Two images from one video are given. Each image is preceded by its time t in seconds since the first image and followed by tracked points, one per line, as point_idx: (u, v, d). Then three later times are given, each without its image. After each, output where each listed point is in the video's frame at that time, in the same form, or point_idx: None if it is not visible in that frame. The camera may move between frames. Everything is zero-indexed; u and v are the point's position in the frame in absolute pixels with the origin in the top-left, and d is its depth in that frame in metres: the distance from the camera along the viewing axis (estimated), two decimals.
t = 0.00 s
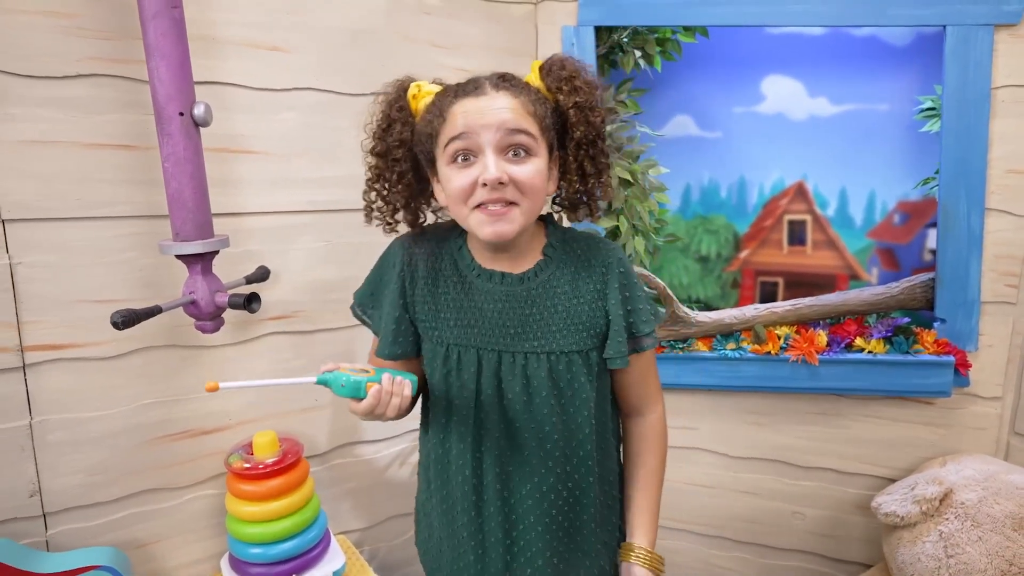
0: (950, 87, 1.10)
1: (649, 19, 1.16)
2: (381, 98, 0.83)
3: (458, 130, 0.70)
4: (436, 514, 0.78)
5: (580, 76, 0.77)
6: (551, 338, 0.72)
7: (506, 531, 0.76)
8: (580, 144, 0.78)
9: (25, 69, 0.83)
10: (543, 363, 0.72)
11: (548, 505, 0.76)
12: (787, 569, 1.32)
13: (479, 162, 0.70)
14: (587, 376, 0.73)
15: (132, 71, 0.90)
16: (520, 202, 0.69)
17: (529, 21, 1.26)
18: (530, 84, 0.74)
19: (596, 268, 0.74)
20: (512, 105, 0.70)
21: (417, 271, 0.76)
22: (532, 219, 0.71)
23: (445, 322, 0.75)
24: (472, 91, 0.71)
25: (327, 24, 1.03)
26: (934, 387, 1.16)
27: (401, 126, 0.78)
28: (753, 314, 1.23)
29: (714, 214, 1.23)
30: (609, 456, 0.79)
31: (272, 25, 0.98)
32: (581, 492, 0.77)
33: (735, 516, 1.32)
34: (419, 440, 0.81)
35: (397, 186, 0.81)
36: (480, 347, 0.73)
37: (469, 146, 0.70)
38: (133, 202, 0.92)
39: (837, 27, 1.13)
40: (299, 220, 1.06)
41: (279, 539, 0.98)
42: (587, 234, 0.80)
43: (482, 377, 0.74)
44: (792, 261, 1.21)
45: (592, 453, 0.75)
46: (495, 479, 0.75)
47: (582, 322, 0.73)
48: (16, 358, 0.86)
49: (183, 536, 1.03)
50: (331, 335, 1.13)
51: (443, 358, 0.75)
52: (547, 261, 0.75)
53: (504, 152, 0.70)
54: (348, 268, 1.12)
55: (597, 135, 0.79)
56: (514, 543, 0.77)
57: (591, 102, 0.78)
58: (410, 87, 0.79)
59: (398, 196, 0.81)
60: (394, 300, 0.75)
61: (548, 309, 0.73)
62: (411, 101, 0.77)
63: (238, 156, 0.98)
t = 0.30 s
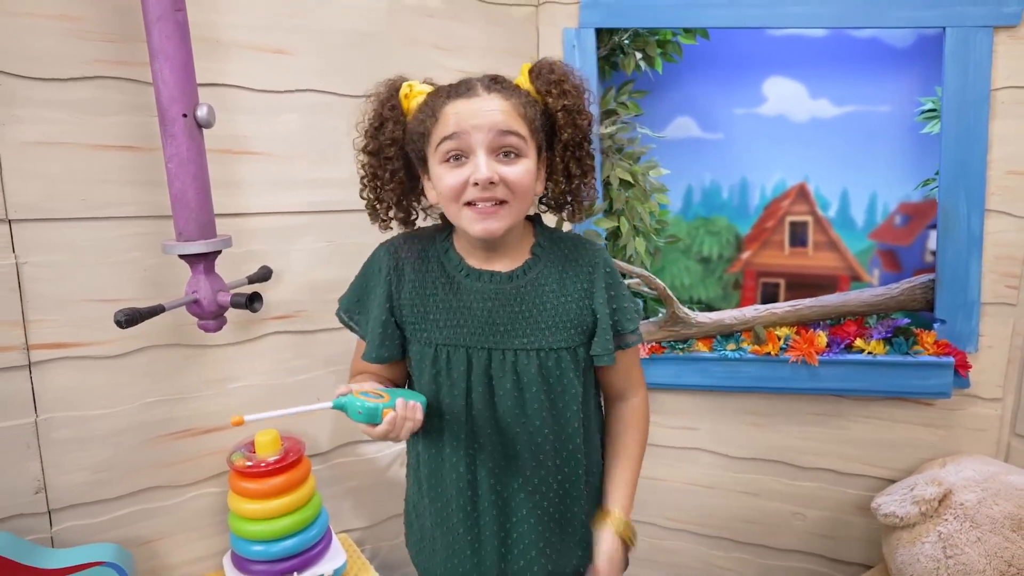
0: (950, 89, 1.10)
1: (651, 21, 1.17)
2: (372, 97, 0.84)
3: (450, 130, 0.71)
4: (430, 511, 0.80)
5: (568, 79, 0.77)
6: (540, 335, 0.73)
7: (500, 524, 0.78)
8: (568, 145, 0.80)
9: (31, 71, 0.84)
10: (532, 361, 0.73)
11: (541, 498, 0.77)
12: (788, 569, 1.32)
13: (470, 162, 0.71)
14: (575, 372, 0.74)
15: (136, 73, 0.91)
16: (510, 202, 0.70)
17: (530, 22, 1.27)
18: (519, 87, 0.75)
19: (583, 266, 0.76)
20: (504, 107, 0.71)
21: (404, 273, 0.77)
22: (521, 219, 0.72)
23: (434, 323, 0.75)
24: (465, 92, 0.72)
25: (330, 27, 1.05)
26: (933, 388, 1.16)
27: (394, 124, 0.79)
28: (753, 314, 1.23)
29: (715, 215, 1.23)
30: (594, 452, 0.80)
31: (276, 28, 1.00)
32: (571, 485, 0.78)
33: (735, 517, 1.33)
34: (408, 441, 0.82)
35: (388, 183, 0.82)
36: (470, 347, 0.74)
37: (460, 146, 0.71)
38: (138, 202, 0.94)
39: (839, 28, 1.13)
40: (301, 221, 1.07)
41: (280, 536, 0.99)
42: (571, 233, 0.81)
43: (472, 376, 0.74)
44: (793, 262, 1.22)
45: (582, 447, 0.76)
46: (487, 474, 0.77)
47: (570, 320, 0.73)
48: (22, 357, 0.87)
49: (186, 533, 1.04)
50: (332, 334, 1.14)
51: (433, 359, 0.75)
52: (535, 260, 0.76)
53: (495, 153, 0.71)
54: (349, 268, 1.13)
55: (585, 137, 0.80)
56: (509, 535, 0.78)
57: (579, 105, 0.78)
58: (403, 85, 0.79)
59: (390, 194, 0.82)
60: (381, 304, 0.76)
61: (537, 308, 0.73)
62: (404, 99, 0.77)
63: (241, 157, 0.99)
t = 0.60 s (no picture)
0: (954, 91, 1.10)
1: (656, 24, 1.18)
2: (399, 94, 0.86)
3: (471, 134, 0.73)
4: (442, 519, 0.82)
5: (596, 97, 0.80)
6: (549, 346, 0.76)
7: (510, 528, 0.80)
8: (590, 162, 0.82)
9: (44, 75, 0.86)
10: (542, 370, 0.76)
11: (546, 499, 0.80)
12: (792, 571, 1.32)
13: (487, 167, 0.72)
14: (582, 378, 0.78)
15: (147, 76, 0.93)
16: (522, 211, 0.72)
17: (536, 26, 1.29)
18: (546, 100, 0.78)
19: (589, 276, 0.79)
20: (526, 117, 0.73)
21: (409, 291, 0.79)
22: (532, 229, 0.74)
23: (443, 337, 0.77)
24: (490, 98, 0.74)
25: (337, 30, 1.06)
26: (936, 390, 1.16)
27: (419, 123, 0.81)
28: (756, 316, 1.24)
29: (720, 217, 1.23)
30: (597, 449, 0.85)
31: (284, 31, 1.01)
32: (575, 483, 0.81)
33: (739, 518, 1.33)
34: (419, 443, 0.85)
35: (408, 181, 0.84)
36: (480, 359, 0.76)
37: (479, 151, 0.73)
38: (148, 204, 0.95)
39: (843, 31, 1.14)
40: (308, 222, 1.08)
41: (286, 534, 1.00)
42: (575, 241, 0.84)
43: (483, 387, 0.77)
44: (797, 264, 1.22)
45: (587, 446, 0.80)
46: (495, 481, 0.79)
47: (578, 329, 0.77)
48: (33, 355, 0.89)
49: (193, 531, 1.05)
50: (338, 334, 1.15)
51: (444, 371, 0.77)
52: (543, 271, 0.78)
53: (512, 161, 0.73)
54: (355, 269, 1.14)
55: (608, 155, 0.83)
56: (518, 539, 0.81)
57: (605, 124, 0.81)
58: (431, 85, 0.81)
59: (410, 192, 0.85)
60: (390, 323, 0.78)
61: (545, 319, 0.76)
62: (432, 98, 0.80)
63: (249, 159, 1.01)
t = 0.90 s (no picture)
0: (955, 92, 1.11)
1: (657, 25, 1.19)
2: (416, 95, 0.88)
3: (489, 135, 0.74)
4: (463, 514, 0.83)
5: (613, 94, 0.81)
6: (576, 342, 0.78)
7: (530, 524, 0.81)
8: (609, 158, 0.82)
9: (51, 76, 0.87)
10: (569, 365, 0.78)
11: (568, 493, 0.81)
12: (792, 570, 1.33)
13: (506, 167, 0.74)
14: (607, 373, 0.80)
15: (152, 77, 0.94)
16: (541, 209, 0.73)
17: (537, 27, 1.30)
18: (564, 96, 0.79)
19: (612, 273, 0.81)
20: (544, 116, 0.74)
21: (434, 291, 0.81)
22: (551, 225, 0.75)
23: (469, 337, 0.79)
24: (508, 98, 0.75)
25: (339, 32, 1.07)
26: (935, 390, 1.16)
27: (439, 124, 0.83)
28: (757, 316, 1.25)
29: (721, 218, 1.24)
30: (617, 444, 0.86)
31: (287, 33, 1.02)
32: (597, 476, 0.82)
33: (739, 517, 1.33)
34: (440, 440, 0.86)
35: (429, 182, 0.85)
36: (507, 356, 0.78)
37: (498, 151, 0.74)
38: (153, 204, 0.96)
39: (844, 32, 1.14)
40: (310, 222, 1.09)
41: (288, 531, 1.01)
42: (597, 239, 0.86)
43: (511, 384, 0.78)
44: (798, 265, 1.22)
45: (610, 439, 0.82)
46: (519, 477, 0.80)
47: (603, 325, 0.79)
48: (39, 352, 0.90)
49: (197, 527, 1.06)
50: (341, 333, 1.16)
51: (470, 369, 0.79)
52: (568, 269, 0.80)
53: (532, 160, 0.74)
54: (357, 269, 1.15)
55: (627, 151, 0.83)
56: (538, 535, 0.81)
57: (622, 120, 0.81)
58: (449, 85, 0.82)
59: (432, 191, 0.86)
60: (417, 323, 0.80)
61: (572, 316, 0.78)
62: (450, 99, 0.81)
63: (251, 159, 1.02)
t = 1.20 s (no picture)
0: (950, 92, 1.11)
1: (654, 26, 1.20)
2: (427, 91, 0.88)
3: (498, 131, 0.75)
4: (472, 503, 0.84)
5: (620, 82, 0.81)
6: (587, 330, 0.79)
7: (539, 513, 0.82)
8: (619, 146, 0.83)
9: (54, 76, 0.88)
10: (580, 353, 0.79)
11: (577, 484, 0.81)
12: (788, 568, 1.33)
13: (516, 161, 0.75)
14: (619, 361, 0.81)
15: (153, 77, 0.95)
16: (552, 201, 0.75)
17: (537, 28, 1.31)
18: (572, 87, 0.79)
19: (624, 262, 0.82)
20: (551, 109, 0.75)
21: (448, 278, 0.82)
22: (563, 216, 0.76)
23: (480, 323, 0.80)
24: (514, 93, 0.76)
25: (339, 32, 1.08)
26: (930, 388, 1.17)
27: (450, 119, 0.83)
28: (753, 314, 1.26)
29: (719, 217, 1.25)
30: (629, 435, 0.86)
31: (287, 34, 1.03)
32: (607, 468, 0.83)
33: (736, 515, 1.34)
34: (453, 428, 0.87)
35: (442, 176, 0.87)
36: (519, 343, 0.79)
37: (507, 146, 0.75)
38: (154, 202, 0.97)
39: (841, 33, 1.15)
40: (309, 221, 1.10)
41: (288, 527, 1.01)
42: (613, 229, 0.86)
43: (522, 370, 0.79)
44: (797, 264, 1.23)
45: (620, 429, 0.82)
46: (530, 465, 0.81)
47: (615, 313, 0.79)
48: (42, 349, 0.91)
49: (197, 523, 1.07)
50: (340, 331, 1.17)
51: (481, 355, 0.80)
52: (580, 258, 0.81)
53: (540, 153, 0.75)
54: (357, 268, 1.16)
55: (637, 138, 0.84)
56: (546, 524, 0.82)
57: (631, 108, 0.82)
58: (458, 81, 0.83)
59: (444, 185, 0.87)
60: (431, 310, 0.81)
61: (583, 303, 0.79)
62: (460, 94, 0.82)
63: (251, 158, 1.03)
